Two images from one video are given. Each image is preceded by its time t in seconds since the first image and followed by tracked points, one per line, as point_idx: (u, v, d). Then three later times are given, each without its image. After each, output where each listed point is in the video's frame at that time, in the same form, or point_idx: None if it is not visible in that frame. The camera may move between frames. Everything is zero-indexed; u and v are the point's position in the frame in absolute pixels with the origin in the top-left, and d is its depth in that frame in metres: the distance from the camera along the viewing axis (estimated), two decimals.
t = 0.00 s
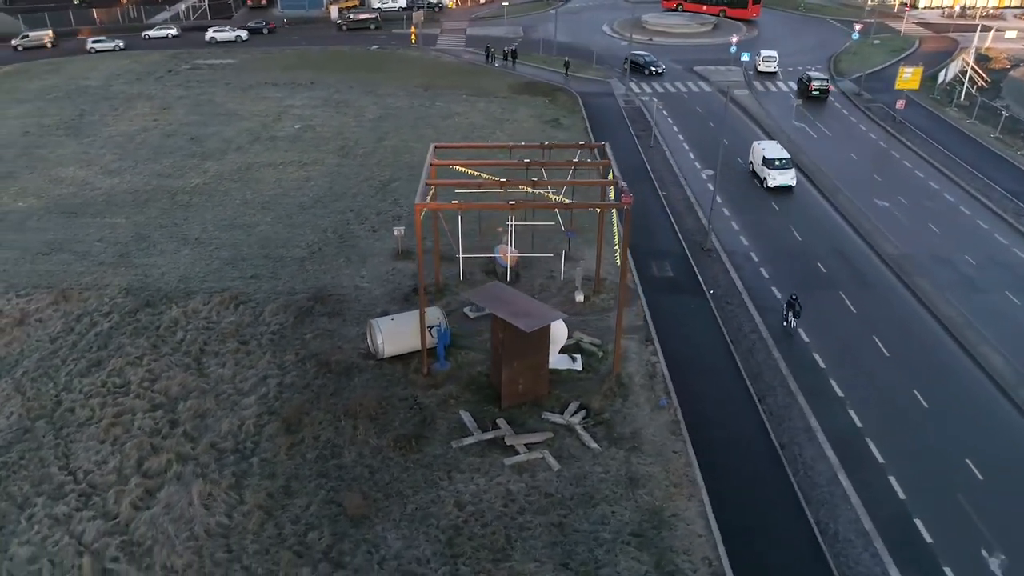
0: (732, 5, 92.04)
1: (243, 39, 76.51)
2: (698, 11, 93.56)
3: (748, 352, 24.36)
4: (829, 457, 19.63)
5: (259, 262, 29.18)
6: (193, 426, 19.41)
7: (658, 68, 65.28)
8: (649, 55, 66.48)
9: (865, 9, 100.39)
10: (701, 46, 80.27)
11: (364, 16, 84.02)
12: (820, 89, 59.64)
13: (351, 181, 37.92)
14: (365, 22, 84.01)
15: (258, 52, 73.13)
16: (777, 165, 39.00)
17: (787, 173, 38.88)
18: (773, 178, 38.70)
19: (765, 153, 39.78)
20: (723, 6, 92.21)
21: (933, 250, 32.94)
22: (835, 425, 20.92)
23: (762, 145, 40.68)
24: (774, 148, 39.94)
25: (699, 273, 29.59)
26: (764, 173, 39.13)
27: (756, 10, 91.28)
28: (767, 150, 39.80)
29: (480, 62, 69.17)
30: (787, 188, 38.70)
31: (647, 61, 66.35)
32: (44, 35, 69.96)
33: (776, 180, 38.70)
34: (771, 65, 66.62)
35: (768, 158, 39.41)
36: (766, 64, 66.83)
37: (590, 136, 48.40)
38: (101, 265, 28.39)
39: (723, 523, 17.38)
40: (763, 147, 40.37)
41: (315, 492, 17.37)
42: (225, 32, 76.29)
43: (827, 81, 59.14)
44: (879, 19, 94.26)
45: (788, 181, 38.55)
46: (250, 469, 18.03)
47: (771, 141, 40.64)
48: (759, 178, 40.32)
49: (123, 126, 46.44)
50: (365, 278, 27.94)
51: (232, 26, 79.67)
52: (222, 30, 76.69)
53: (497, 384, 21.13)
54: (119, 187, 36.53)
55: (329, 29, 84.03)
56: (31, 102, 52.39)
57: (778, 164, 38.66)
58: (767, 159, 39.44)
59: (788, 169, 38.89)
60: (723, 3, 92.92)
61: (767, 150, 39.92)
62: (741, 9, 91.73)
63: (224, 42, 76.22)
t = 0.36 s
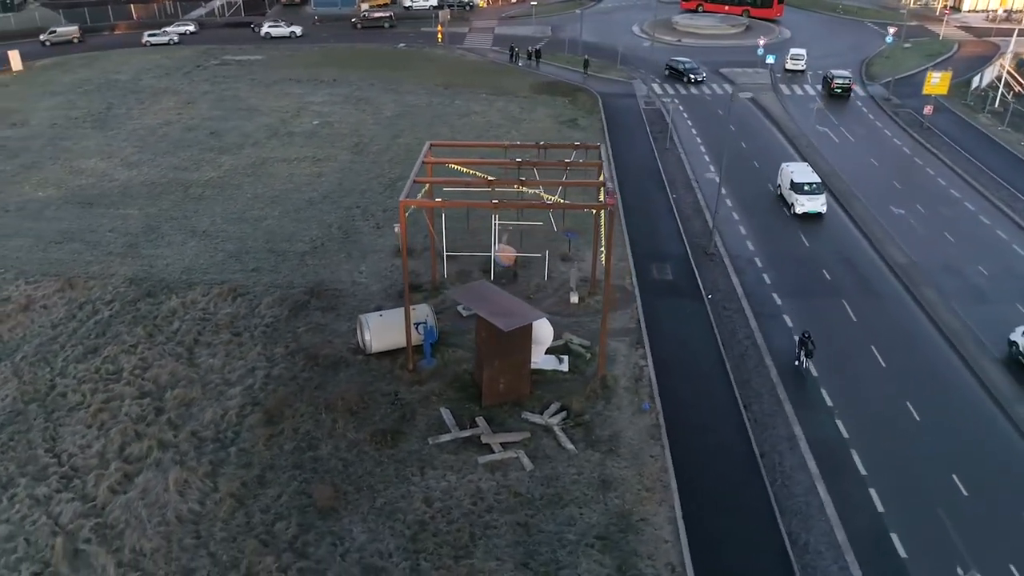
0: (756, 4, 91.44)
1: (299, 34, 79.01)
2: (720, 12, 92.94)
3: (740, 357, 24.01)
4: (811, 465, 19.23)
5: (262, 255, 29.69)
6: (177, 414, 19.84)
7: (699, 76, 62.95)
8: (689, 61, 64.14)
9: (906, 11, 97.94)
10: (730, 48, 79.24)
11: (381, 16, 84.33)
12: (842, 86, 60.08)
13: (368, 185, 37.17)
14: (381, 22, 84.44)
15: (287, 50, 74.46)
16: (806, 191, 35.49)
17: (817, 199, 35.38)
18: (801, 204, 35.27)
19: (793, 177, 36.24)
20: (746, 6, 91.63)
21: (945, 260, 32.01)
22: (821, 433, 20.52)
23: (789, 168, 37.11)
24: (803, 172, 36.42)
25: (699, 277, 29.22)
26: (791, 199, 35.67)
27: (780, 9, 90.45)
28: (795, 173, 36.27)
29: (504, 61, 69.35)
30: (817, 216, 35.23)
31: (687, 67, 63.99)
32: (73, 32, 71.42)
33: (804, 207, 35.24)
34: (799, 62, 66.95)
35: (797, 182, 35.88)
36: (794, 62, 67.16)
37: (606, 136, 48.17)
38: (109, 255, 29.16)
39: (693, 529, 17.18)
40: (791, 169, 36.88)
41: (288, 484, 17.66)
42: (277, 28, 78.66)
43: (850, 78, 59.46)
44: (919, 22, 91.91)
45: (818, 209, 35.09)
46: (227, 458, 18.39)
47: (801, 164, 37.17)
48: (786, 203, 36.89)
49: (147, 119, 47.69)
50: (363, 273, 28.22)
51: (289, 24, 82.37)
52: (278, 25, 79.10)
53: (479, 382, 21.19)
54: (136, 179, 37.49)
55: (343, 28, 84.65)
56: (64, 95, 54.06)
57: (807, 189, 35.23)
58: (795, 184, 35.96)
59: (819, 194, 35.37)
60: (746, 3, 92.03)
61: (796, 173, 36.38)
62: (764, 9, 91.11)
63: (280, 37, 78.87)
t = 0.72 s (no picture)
0: (788, 5, 90.50)
1: (361, 31, 80.79)
2: (750, 13, 91.70)
3: (737, 363, 23.64)
4: (795, 476, 18.89)
5: (273, 248, 30.31)
6: (171, 400, 20.38)
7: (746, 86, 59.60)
8: (739, 69, 60.88)
9: (958, 15, 94.81)
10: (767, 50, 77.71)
11: (400, 14, 85.53)
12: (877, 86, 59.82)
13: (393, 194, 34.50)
14: (401, 19, 85.61)
15: (324, 46, 75.92)
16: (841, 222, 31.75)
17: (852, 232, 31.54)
18: (833, 236, 31.52)
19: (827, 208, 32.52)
20: (779, 6, 90.68)
21: (966, 271, 30.81)
22: (810, 444, 20.11)
23: (824, 196, 33.41)
24: (838, 201, 32.73)
25: (705, 282, 28.87)
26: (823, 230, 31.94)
27: (812, 10, 90.08)
28: (829, 203, 32.57)
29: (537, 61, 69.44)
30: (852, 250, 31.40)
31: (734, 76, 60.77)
32: (110, 27, 73.28)
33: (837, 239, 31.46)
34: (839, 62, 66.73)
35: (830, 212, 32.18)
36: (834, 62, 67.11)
37: (630, 137, 47.76)
38: (127, 243, 30.12)
39: (664, 535, 17.04)
40: (825, 198, 33.24)
41: (268, 472, 18.03)
42: (340, 24, 80.95)
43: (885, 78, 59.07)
44: (972, 27, 88.91)
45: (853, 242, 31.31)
46: (213, 444, 18.85)
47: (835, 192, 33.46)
48: (819, 235, 33.10)
49: (180, 113, 49.16)
50: (369, 269, 28.57)
51: (348, 20, 84.45)
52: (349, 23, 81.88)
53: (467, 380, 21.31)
54: (162, 170, 38.67)
55: (365, 26, 85.58)
56: (105, 87, 55.94)
57: (841, 219, 31.49)
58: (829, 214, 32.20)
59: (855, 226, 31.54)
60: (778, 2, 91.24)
61: (830, 202, 32.70)
62: (796, 10, 90.69)
63: (341, 33, 80.80)
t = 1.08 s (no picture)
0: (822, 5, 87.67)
1: (422, 29, 82.42)
2: (783, 15, 89.90)
3: (734, 369, 23.26)
4: (778, 485, 18.55)
5: (286, 240, 30.92)
6: (168, 385, 21.00)
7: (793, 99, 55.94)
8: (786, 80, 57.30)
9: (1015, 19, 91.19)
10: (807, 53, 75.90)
11: (426, 12, 86.42)
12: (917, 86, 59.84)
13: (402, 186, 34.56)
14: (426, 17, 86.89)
15: (362, 43, 77.10)
16: (872, 260, 28.11)
17: (885, 272, 27.88)
18: (862, 275, 28.00)
19: (858, 242, 28.77)
20: (812, 6, 87.90)
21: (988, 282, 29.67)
22: (799, 454, 19.71)
23: (856, 229, 29.65)
24: (872, 236, 28.96)
25: (713, 287, 28.48)
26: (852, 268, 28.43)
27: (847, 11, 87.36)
28: (861, 238, 28.82)
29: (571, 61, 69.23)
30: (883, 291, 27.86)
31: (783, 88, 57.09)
32: (148, 22, 75.29)
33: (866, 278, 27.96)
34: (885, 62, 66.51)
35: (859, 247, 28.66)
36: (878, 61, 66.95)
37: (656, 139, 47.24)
38: (147, 232, 31.10)
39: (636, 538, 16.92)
40: (857, 230, 29.44)
41: (252, 458, 18.47)
42: (402, 22, 82.73)
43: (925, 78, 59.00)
44: None
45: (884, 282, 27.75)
46: (203, 430, 19.37)
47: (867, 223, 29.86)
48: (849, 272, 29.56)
49: (214, 107, 50.61)
50: (376, 264, 28.90)
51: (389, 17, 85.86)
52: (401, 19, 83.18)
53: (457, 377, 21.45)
54: (189, 162, 39.85)
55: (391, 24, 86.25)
56: (147, 82, 58.04)
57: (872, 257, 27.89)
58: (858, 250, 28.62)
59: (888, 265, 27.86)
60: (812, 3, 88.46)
61: (863, 237, 28.92)
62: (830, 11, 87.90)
63: (402, 31, 82.52)
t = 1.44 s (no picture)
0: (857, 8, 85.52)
1: (480, 28, 82.56)
2: (815, 17, 87.86)
3: (729, 375, 22.94)
4: (758, 492, 18.27)
5: (299, 232, 31.56)
6: (166, 369, 21.66)
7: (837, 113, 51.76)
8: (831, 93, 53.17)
9: None
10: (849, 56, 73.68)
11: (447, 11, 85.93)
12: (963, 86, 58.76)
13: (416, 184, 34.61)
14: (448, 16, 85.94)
15: (398, 41, 78.12)
16: (895, 304, 24.92)
17: (910, 318, 24.68)
18: (883, 321, 24.88)
19: (882, 282, 25.64)
20: (846, 10, 85.75)
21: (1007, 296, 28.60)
22: (784, 463, 19.38)
23: (880, 266, 26.52)
24: (897, 275, 25.82)
25: (718, 291, 28.12)
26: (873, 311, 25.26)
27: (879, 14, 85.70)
28: (885, 277, 25.67)
29: (604, 62, 68.87)
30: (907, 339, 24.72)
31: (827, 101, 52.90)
32: (184, 18, 77.14)
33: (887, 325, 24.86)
34: (933, 64, 65.49)
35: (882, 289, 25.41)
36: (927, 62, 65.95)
37: (680, 140, 46.68)
38: (167, 221, 32.09)
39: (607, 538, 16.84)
40: (881, 268, 26.36)
41: (237, 444, 18.95)
42: (461, 20, 82.83)
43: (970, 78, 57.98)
44: None
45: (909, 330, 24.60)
46: (194, 414, 19.94)
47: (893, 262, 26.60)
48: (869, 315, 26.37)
49: (247, 102, 51.99)
50: (383, 258, 29.19)
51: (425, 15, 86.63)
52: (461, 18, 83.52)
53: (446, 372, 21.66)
54: (216, 155, 41.03)
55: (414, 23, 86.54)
56: (187, 76, 59.80)
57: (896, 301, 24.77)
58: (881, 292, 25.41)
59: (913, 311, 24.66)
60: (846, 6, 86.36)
61: (887, 277, 25.77)
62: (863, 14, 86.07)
63: (461, 29, 82.61)
